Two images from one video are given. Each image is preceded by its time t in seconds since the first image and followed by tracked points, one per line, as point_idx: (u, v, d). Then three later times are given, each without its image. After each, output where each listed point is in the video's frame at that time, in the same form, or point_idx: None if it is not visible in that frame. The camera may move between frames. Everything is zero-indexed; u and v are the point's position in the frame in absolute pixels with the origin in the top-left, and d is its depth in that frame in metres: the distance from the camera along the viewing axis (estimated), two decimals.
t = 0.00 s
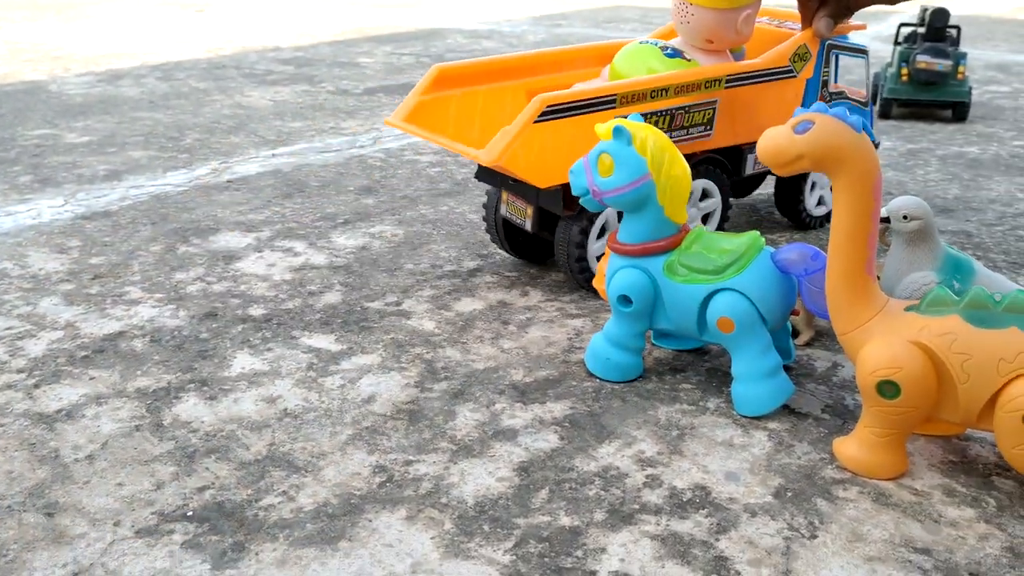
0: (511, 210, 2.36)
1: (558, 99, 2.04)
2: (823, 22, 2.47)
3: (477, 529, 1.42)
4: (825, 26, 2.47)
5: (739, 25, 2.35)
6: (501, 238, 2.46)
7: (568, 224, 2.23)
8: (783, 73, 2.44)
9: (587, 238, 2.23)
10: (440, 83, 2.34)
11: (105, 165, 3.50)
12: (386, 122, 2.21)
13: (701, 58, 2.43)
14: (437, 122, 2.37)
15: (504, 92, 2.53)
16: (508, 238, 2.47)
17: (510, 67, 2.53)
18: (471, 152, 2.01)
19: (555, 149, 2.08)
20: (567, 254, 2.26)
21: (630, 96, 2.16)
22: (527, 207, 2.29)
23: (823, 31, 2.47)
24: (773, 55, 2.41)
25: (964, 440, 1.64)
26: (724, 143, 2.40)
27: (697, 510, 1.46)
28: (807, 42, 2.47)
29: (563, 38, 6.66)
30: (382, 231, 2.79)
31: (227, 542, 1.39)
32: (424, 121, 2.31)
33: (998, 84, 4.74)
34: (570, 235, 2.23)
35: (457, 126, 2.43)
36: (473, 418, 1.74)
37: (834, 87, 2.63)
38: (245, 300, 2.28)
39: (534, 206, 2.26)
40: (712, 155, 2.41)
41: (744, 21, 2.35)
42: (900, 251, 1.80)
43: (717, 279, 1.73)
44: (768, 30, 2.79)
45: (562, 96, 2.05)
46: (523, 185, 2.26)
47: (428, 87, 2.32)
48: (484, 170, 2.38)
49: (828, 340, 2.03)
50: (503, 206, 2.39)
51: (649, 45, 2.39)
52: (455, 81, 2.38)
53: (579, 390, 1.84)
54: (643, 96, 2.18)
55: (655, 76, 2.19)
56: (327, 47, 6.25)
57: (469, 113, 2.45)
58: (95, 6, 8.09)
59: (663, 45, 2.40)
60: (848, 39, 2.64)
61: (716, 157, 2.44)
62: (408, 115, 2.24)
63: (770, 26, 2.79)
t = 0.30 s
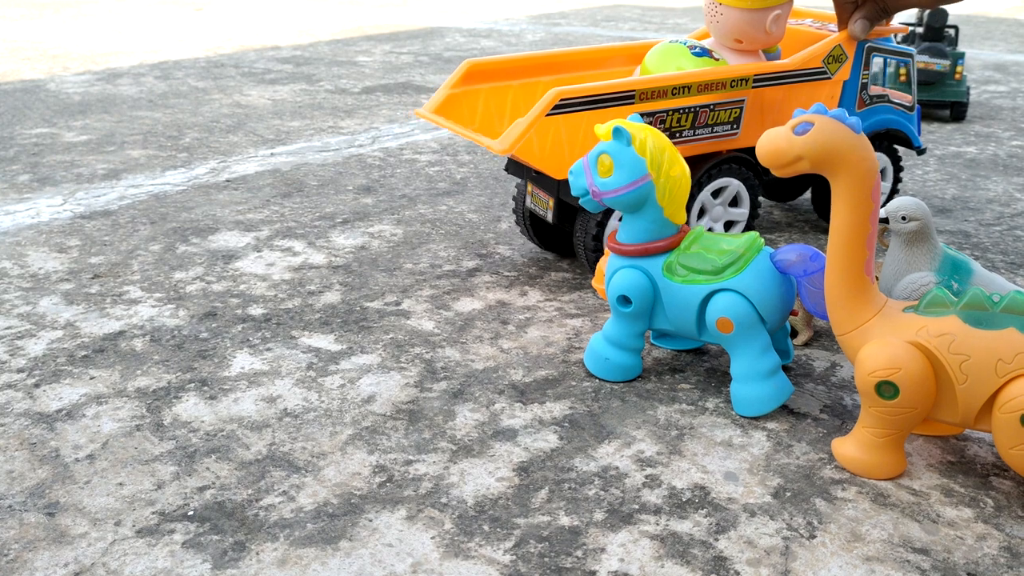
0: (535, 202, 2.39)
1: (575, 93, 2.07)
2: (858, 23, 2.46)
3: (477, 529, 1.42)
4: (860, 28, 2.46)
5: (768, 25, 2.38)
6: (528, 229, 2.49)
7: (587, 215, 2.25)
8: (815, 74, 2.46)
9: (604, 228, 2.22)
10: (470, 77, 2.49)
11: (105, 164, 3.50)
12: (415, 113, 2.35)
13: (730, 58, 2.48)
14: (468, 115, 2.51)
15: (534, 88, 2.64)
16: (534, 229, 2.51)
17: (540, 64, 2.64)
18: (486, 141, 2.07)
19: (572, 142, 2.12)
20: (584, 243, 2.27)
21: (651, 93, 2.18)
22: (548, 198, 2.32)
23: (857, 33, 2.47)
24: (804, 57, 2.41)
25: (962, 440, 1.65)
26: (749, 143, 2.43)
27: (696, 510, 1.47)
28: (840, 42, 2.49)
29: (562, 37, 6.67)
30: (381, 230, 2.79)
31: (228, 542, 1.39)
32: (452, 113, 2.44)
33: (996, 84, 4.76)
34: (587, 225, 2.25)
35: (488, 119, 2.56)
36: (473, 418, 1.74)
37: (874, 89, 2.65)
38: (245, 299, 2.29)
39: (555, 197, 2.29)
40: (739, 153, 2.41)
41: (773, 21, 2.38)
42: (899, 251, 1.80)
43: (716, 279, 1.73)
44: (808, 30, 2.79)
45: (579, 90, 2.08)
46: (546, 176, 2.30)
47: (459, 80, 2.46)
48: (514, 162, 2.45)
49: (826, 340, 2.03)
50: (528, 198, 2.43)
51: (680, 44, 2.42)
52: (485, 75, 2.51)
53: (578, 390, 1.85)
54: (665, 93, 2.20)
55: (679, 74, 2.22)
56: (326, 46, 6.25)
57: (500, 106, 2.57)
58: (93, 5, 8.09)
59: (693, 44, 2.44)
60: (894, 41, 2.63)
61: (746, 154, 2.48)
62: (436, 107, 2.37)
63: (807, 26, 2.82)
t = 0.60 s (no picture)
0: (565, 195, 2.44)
1: (608, 91, 2.11)
2: (891, 25, 2.43)
3: (477, 529, 1.43)
4: (893, 30, 2.44)
5: (802, 25, 2.37)
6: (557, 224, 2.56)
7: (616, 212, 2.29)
8: (848, 75, 2.45)
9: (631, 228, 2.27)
10: (504, 71, 2.53)
11: (105, 164, 3.50)
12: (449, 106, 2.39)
13: (762, 58, 2.47)
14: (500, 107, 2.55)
15: (564, 83, 2.69)
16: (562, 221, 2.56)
17: (571, 59, 2.69)
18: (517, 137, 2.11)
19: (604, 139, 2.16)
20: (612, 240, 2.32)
21: (682, 92, 2.21)
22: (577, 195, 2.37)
23: (890, 35, 2.45)
24: (837, 57, 2.41)
25: (962, 440, 1.65)
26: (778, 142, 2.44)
27: (696, 510, 1.47)
28: (874, 44, 2.47)
29: (561, 36, 6.67)
30: (381, 231, 2.79)
31: (229, 542, 1.40)
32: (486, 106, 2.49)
33: (995, 84, 4.76)
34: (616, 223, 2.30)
35: (520, 112, 2.61)
36: (473, 418, 1.75)
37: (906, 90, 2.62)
38: (246, 300, 2.29)
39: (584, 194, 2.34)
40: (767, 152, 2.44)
41: (807, 21, 2.37)
42: (899, 252, 1.81)
43: (715, 280, 1.74)
44: (842, 29, 2.79)
45: (612, 88, 2.12)
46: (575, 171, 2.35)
47: (493, 74, 2.51)
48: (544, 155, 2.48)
49: (826, 341, 2.04)
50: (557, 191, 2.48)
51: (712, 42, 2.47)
52: (519, 69, 2.56)
53: (578, 390, 1.85)
54: (696, 92, 2.23)
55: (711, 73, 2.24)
56: (325, 46, 6.25)
57: (532, 100, 2.62)
58: (92, 5, 8.08)
59: (725, 43, 2.46)
60: (927, 43, 2.61)
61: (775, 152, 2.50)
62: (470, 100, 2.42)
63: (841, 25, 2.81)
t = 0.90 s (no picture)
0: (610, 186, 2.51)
1: (652, 84, 2.19)
2: (936, 21, 2.44)
3: (477, 527, 1.42)
4: (938, 25, 2.44)
5: (845, 20, 2.41)
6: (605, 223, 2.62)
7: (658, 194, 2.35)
8: (891, 69, 2.46)
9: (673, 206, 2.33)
10: (551, 66, 2.69)
11: (104, 163, 3.50)
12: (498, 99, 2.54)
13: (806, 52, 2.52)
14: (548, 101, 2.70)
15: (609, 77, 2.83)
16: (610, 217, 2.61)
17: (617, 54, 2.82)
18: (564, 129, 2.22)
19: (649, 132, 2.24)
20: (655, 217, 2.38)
21: (724, 84, 2.27)
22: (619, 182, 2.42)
23: (935, 30, 2.45)
24: (880, 52, 2.42)
25: (963, 438, 1.65)
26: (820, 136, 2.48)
27: (697, 508, 1.47)
28: (918, 38, 2.46)
29: (562, 36, 6.67)
30: (381, 229, 2.79)
31: (228, 540, 1.39)
32: (533, 99, 2.65)
33: (996, 83, 4.76)
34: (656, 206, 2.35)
35: (566, 106, 2.75)
36: (473, 416, 1.74)
37: (952, 85, 2.60)
38: (245, 298, 2.29)
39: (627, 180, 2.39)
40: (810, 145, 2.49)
41: (850, 16, 2.41)
42: (900, 250, 1.81)
43: (716, 278, 1.73)
44: (887, 25, 2.79)
45: (656, 81, 2.20)
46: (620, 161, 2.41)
47: (540, 69, 2.66)
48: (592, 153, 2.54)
49: (826, 339, 2.03)
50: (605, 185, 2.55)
51: (757, 37, 2.53)
52: (565, 64, 2.71)
53: (578, 388, 1.85)
54: (738, 86, 2.29)
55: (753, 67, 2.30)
56: (325, 45, 6.24)
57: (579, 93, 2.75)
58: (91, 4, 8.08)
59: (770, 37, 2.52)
60: (974, 38, 2.57)
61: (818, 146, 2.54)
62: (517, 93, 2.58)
63: (884, 21, 2.81)
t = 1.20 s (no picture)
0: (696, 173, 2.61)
1: (734, 73, 2.23)
2: None
3: (478, 524, 1.42)
4: None
5: (931, 15, 2.43)
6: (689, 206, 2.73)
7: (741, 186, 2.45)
8: (978, 64, 2.43)
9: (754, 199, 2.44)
10: (641, 59, 2.70)
11: (105, 161, 3.50)
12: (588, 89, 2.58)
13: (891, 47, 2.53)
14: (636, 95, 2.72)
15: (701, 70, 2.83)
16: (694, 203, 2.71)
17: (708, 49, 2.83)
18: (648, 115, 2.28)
19: (731, 120, 2.28)
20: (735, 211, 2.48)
21: (808, 75, 2.29)
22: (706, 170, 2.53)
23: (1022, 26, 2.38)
24: (969, 46, 2.39)
25: (964, 436, 1.65)
26: (906, 129, 2.47)
27: (698, 505, 1.47)
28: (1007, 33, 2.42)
29: (562, 35, 6.68)
30: (382, 228, 2.79)
31: (230, 537, 1.39)
32: (622, 89, 2.68)
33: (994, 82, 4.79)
34: (740, 198, 2.45)
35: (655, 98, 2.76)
36: (474, 414, 1.74)
37: None
38: (246, 296, 2.28)
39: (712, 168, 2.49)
40: (894, 138, 2.49)
41: (936, 11, 2.42)
42: (901, 247, 1.80)
43: (718, 276, 1.73)
44: (974, 21, 2.79)
45: (739, 70, 2.23)
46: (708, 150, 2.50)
47: (630, 61, 2.68)
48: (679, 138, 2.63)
49: (828, 337, 2.04)
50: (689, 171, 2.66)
51: (842, 32, 2.57)
52: (655, 57, 2.72)
53: (580, 386, 1.85)
54: (822, 76, 2.30)
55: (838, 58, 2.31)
56: (326, 45, 6.24)
57: (667, 86, 2.76)
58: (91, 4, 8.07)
59: (855, 32, 2.56)
60: None
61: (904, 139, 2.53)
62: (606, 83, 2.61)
63: (975, 18, 2.80)
